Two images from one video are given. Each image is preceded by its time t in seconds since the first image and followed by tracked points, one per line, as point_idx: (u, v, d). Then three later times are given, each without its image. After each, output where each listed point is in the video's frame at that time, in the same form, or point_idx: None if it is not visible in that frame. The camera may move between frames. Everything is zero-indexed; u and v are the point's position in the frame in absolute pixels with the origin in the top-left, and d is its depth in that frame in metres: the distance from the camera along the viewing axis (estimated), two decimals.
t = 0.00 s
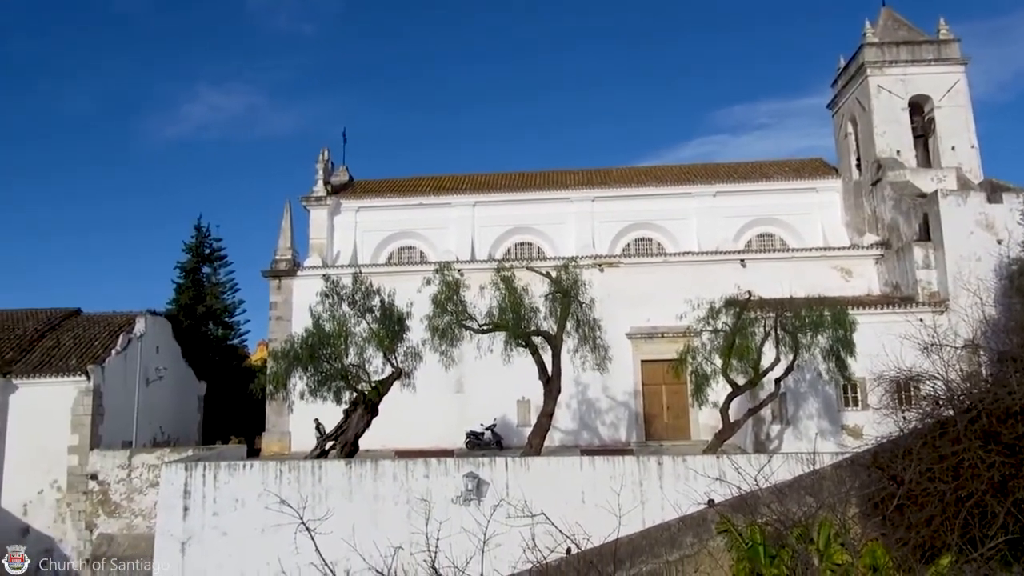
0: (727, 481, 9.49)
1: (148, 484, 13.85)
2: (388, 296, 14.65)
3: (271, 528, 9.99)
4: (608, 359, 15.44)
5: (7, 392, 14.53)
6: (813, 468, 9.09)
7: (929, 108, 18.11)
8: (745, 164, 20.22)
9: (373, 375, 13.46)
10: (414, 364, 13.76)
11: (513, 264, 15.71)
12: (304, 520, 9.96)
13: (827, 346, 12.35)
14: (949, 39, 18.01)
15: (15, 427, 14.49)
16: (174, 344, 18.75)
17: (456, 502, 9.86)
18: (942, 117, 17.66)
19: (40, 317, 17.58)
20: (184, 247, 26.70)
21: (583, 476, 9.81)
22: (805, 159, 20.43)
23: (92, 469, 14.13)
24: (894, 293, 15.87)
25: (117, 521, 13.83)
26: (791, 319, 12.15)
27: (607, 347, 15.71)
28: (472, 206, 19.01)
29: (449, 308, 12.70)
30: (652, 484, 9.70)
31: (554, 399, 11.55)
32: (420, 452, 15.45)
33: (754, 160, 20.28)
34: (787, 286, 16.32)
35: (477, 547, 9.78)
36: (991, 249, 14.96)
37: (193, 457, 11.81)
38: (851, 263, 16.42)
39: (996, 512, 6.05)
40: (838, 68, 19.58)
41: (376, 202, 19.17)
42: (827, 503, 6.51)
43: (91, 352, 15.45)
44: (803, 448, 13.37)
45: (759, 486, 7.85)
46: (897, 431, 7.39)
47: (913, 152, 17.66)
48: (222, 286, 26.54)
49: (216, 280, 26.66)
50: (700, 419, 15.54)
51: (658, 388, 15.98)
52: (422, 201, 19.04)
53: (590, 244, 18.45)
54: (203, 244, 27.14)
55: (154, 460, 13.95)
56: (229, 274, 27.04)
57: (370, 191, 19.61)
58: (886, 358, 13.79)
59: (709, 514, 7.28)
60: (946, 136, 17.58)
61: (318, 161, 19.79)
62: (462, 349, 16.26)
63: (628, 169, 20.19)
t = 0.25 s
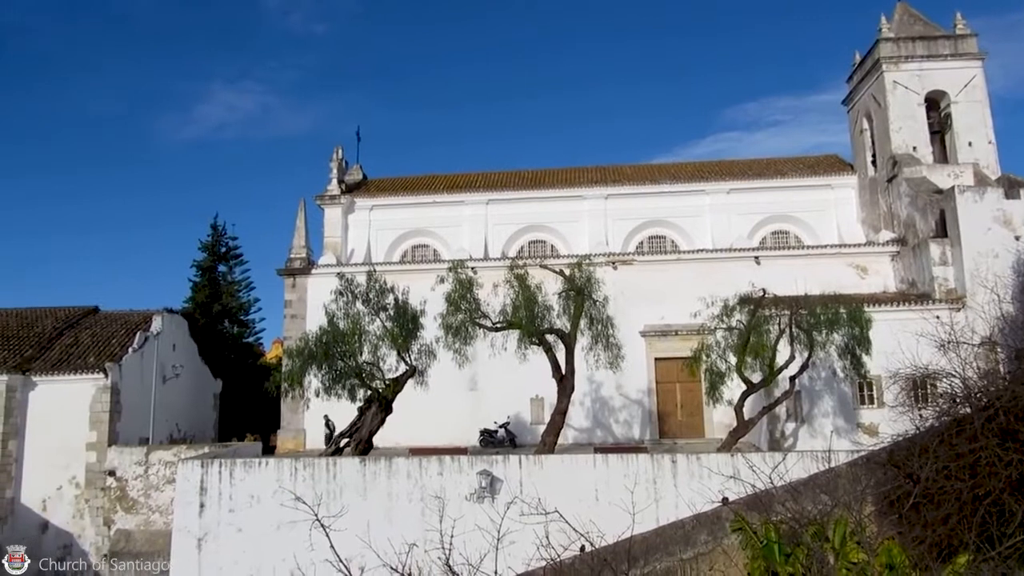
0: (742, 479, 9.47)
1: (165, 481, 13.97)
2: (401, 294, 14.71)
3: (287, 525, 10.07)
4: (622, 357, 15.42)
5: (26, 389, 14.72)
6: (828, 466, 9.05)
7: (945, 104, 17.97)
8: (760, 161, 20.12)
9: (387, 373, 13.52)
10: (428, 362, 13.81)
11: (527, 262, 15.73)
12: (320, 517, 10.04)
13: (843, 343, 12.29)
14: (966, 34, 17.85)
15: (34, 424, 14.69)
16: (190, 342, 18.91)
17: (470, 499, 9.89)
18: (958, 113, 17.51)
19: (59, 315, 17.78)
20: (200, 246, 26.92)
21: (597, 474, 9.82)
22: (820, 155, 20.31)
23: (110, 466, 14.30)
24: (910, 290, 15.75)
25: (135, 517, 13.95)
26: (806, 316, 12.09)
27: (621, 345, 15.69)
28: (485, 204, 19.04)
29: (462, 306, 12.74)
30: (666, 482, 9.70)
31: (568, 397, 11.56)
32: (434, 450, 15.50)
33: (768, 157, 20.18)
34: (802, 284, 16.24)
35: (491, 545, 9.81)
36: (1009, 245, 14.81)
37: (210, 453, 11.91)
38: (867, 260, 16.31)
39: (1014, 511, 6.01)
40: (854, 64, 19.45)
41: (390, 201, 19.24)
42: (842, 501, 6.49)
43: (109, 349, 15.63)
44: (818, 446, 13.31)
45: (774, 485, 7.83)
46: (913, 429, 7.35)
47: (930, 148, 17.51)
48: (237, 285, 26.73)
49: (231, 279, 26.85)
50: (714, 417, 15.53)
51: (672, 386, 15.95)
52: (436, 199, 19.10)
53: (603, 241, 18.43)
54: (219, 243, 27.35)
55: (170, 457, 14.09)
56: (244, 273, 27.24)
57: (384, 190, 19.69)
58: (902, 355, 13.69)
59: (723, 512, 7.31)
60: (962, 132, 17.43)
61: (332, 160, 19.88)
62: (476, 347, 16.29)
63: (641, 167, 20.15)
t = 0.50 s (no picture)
0: (756, 477, 9.42)
1: (181, 479, 14.11)
2: (415, 294, 14.74)
3: (302, 523, 10.14)
4: (635, 356, 15.38)
5: (45, 388, 14.92)
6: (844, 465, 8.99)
7: (961, 99, 17.79)
8: (774, 158, 20.01)
9: (400, 372, 13.55)
10: (441, 361, 13.85)
11: (540, 261, 15.73)
12: (334, 515, 10.10)
13: (858, 341, 12.22)
14: (982, 28, 17.67)
15: (52, 423, 14.87)
16: (205, 342, 19.06)
17: (484, 497, 9.91)
18: (975, 108, 17.34)
19: (76, 315, 17.97)
20: (215, 246, 27.11)
21: (611, 473, 9.81)
22: (835, 152, 20.17)
23: (127, 464, 14.47)
24: (926, 287, 15.61)
25: (152, 515, 14.00)
26: (821, 314, 12.01)
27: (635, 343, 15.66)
28: (498, 203, 19.05)
29: (475, 305, 12.77)
30: (680, 481, 9.67)
31: (581, 396, 11.55)
32: (448, 448, 15.53)
33: (782, 154, 20.06)
34: (817, 281, 16.13)
35: (505, 543, 9.83)
36: None
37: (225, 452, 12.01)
38: (882, 257, 16.17)
39: None
40: (868, 59, 19.30)
41: (404, 200, 19.30)
42: (858, 500, 6.45)
43: (126, 349, 15.78)
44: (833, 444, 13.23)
45: (789, 483, 7.78)
46: (930, 427, 7.28)
47: (946, 144, 17.35)
48: (252, 284, 26.90)
49: (246, 278, 27.03)
50: (729, 415, 15.48)
51: (686, 384, 15.91)
52: (449, 198, 19.13)
53: (616, 239, 18.39)
54: (234, 243, 27.53)
55: (186, 455, 14.22)
56: (259, 273, 27.41)
57: (397, 190, 19.75)
58: (919, 353, 13.58)
59: (737, 511, 7.31)
60: (979, 128, 17.26)
61: (345, 160, 19.96)
62: (489, 346, 16.31)
63: (654, 165, 20.09)
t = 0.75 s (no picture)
0: (770, 477, 9.38)
1: (196, 478, 14.26)
2: (427, 293, 14.77)
3: (315, 522, 10.19)
4: (649, 355, 15.33)
5: (61, 387, 15.07)
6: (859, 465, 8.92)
7: (978, 95, 17.62)
8: (787, 155, 19.90)
9: (413, 372, 13.57)
10: (454, 360, 13.85)
11: (552, 259, 15.72)
12: (348, 514, 10.14)
13: (873, 340, 12.13)
14: (999, 23, 17.49)
15: (69, 422, 15.02)
16: (220, 341, 19.18)
17: (497, 497, 9.92)
18: (991, 104, 17.16)
19: (92, 315, 18.13)
20: (229, 247, 27.29)
21: (624, 472, 9.80)
22: (849, 149, 20.03)
23: (143, 463, 14.58)
24: (942, 285, 15.47)
25: (167, 513, 14.21)
26: (835, 313, 11.94)
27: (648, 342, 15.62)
28: (510, 202, 19.05)
29: (488, 304, 12.78)
30: (693, 480, 9.65)
31: (594, 395, 11.54)
32: (461, 447, 15.54)
33: (795, 152, 19.95)
34: (831, 280, 16.03)
35: (518, 542, 9.84)
36: None
37: (239, 452, 12.09)
38: (897, 255, 16.04)
39: None
40: (883, 55, 19.15)
41: (416, 199, 19.34)
42: (874, 499, 6.41)
43: (141, 348, 15.90)
44: (848, 444, 13.16)
45: (804, 483, 7.72)
46: (946, 426, 7.22)
47: (962, 140, 17.18)
48: (266, 284, 27.05)
49: (260, 278, 27.18)
50: (742, 414, 15.41)
51: (699, 383, 15.86)
52: (461, 198, 19.15)
53: (628, 238, 18.35)
54: (248, 243, 27.69)
55: (201, 454, 14.35)
56: (272, 273, 27.57)
57: (410, 189, 19.80)
58: (935, 352, 13.47)
59: (752, 511, 7.24)
60: (995, 124, 17.09)
61: (358, 160, 20.02)
62: (502, 345, 16.31)
63: (667, 163, 20.03)
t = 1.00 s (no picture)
0: (785, 477, 9.33)
1: (213, 474, 14.33)
2: (442, 292, 14.80)
3: (330, 519, 10.25)
4: (664, 354, 15.28)
5: (80, 384, 15.27)
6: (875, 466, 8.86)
7: (997, 92, 17.43)
8: (803, 154, 19.76)
9: (427, 371, 13.60)
10: (468, 359, 13.87)
11: (566, 259, 15.71)
12: (362, 512, 10.20)
13: (890, 340, 12.04)
14: (1018, 19, 17.29)
15: (88, 418, 15.21)
16: (235, 340, 19.33)
17: (510, 496, 9.94)
18: (1010, 101, 16.97)
19: (110, 313, 18.32)
20: (245, 246, 27.48)
21: (638, 471, 9.78)
22: (866, 148, 19.86)
23: (160, 460, 14.73)
24: (960, 284, 15.31)
25: (184, 509, 14.25)
26: (852, 312, 11.87)
27: (663, 341, 15.58)
28: (524, 201, 19.05)
29: (502, 303, 12.79)
30: (708, 480, 9.62)
31: (608, 395, 11.52)
32: (475, 446, 15.55)
33: (811, 150, 19.82)
34: (847, 279, 15.91)
35: (532, 541, 9.85)
36: None
37: (254, 449, 12.19)
38: (915, 254, 15.89)
39: None
40: (900, 53, 18.98)
41: (431, 199, 19.40)
42: (890, 501, 6.37)
43: (159, 346, 16.06)
44: (864, 445, 13.08)
45: (819, 484, 7.67)
46: (964, 428, 7.16)
47: (981, 138, 16.99)
48: (281, 283, 27.22)
49: (276, 277, 27.36)
50: (757, 414, 15.35)
51: (714, 383, 15.81)
52: (475, 197, 19.17)
53: (643, 237, 18.31)
54: (263, 242, 27.88)
55: (218, 451, 14.41)
56: (288, 272, 27.75)
57: (424, 189, 19.85)
58: (952, 352, 13.34)
59: (766, 512, 7.21)
60: (1015, 121, 16.89)
61: (372, 159, 20.10)
62: (516, 345, 16.31)
63: (681, 162, 19.96)
